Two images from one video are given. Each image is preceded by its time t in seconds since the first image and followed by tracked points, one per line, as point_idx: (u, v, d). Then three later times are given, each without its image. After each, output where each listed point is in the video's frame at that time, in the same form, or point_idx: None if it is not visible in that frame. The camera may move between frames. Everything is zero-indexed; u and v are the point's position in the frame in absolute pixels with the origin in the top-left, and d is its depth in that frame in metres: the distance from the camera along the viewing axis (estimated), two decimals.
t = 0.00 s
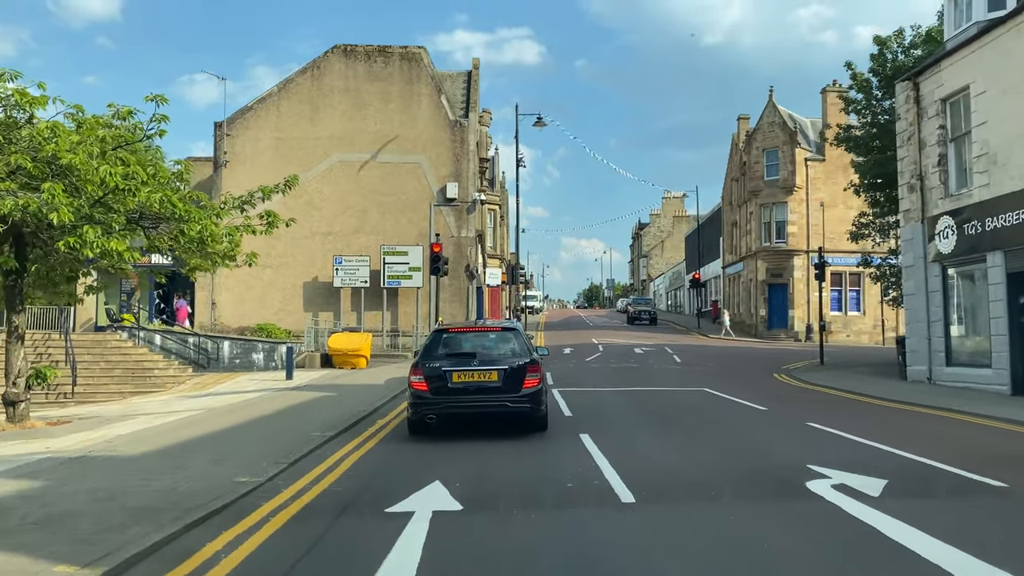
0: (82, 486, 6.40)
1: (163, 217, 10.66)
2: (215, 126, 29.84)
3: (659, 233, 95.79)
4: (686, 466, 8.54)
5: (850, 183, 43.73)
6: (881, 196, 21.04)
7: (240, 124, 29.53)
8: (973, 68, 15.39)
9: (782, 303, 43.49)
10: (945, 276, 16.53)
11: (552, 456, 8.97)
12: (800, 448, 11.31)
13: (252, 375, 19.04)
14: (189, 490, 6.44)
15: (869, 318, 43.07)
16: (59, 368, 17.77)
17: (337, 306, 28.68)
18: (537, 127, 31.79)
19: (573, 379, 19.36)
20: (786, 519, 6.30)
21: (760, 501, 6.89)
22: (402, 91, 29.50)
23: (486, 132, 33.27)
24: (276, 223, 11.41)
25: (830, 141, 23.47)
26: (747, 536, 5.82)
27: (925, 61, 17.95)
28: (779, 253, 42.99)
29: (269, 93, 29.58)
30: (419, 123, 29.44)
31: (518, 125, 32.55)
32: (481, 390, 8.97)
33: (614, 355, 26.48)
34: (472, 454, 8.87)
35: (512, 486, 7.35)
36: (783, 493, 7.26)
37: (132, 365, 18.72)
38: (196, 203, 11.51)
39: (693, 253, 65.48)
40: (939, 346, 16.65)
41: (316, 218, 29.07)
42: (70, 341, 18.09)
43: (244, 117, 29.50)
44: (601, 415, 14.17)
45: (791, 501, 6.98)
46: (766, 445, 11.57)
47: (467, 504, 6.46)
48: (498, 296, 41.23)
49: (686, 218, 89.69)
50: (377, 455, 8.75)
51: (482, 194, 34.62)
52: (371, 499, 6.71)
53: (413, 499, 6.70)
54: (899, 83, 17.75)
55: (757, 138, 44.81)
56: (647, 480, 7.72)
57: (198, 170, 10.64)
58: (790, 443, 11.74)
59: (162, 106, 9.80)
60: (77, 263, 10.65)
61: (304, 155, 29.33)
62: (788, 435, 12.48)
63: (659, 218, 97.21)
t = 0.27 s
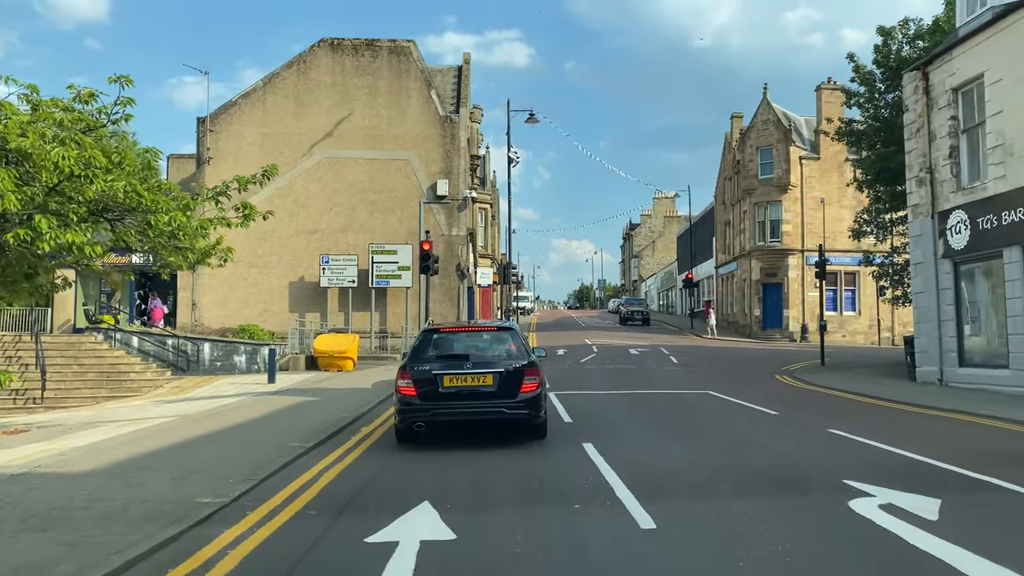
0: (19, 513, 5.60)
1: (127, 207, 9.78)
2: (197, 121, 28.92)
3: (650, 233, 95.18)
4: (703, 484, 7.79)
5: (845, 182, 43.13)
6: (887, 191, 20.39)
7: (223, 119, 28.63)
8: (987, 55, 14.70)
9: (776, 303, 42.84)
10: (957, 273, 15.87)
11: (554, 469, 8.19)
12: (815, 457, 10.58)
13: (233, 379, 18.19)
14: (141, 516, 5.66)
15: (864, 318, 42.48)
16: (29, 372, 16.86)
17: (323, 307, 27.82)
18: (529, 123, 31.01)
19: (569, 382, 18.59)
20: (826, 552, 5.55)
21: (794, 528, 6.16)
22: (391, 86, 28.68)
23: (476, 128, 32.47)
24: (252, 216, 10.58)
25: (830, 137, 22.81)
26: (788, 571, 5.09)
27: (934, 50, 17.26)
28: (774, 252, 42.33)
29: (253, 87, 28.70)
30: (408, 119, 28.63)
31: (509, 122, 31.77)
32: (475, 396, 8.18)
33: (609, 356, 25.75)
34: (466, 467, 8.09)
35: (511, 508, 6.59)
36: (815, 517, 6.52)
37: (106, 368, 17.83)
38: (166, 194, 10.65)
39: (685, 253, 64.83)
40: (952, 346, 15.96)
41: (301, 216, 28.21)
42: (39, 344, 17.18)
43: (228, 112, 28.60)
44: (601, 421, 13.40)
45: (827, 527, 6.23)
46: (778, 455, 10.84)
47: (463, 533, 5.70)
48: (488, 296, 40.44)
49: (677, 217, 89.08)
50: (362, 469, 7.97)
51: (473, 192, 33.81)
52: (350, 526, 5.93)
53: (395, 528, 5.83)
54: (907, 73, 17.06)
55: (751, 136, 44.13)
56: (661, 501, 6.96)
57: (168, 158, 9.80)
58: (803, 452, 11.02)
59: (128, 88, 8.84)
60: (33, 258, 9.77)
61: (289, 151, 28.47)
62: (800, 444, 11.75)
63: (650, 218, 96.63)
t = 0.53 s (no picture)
0: None
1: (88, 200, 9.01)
2: (178, 117, 28.05)
3: (641, 234, 94.66)
4: (720, 498, 7.05)
5: (839, 181, 42.57)
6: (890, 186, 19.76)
7: (205, 115, 27.78)
8: (1001, 42, 14.05)
9: (770, 304, 42.20)
10: (968, 271, 15.18)
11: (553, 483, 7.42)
12: (830, 465, 9.87)
13: (211, 383, 17.35)
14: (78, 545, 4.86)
15: (859, 318, 41.91)
16: None
17: (308, 309, 26.98)
18: (519, 120, 30.27)
19: (563, 385, 17.82)
20: None
21: (830, 550, 5.42)
22: (377, 80, 27.91)
23: (466, 125, 31.71)
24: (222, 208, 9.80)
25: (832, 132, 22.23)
26: None
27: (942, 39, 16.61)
28: (768, 252, 41.69)
29: (236, 82, 27.86)
30: (395, 114, 27.86)
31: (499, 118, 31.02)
32: (466, 404, 7.43)
33: (603, 358, 25.01)
34: (457, 481, 7.32)
35: (508, 530, 5.83)
36: (852, 537, 5.78)
37: (77, 373, 16.95)
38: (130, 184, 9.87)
39: (677, 254, 64.19)
40: (963, 347, 15.27)
41: (285, 214, 27.36)
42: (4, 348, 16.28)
43: (209, 107, 27.76)
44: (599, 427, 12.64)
45: (867, 548, 5.49)
46: (790, 463, 10.13)
47: (453, 562, 4.93)
48: (478, 298, 39.69)
49: (668, 218, 88.52)
50: (340, 485, 7.19)
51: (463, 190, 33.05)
52: (324, 553, 5.16)
53: (371, 559, 5.02)
54: (914, 63, 16.42)
55: (744, 135, 43.51)
56: (676, 518, 6.20)
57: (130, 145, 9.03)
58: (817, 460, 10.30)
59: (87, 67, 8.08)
60: None
61: (273, 148, 27.63)
62: (812, 450, 11.04)
63: (641, 219, 96.10)
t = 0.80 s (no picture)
0: None
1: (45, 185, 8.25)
2: (159, 112, 27.21)
3: (631, 235, 94.18)
4: (738, 518, 6.39)
5: (834, 180, 42.04)
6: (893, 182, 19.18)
7: (187, 110, 26.95)
8: (1015, 30, 13.44)
9: (764, 305, 41.62)
10: (979, 270, 14.56)
11: (551, 499, 6.70)
12: (844, 473, 9.21)
13: (188, 387, 16.58)
14: None
15: (854, 320, 41.36)
16: None
17: (293, 309, 26.21)
18: (510, 116, 29.58)
19: (557, 389, 17.13)
20: None
21: None
22: (365, 75, 27.18)
23: (455, 121, 30.99)
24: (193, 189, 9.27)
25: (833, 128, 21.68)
26: None
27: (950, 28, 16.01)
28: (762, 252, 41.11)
29: (218, 76, 27.05)
30: (383, 110, 27.14)
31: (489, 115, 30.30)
32: (457, 413, 6.71)
33: (596, 360, 24.33)
34: (445, 499, 6.60)
35: (501, 559, 5.12)
36: (893, 567, 5.14)
37: (47, 377, 16.12)
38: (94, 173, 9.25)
39: (668, 255, 63.60)
40: (973, 350, 14.65)
41: (269, 212, 26.58)
42: None
43: (191, 102, 26.92)
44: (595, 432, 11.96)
45: None
46: (801, 469, 9.47)
47: None
48: (468, 298, 38.96)
49: (659, 219, 87.99)
50: (315, 503, 6.47)
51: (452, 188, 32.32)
52: None
53: None
54: (922, 53, 15.82)
55: (738, 133, 42.95)
56: (694, 544, 5.54)
57: (91, 128, 8.38)
58: (829, 466, 9.64)
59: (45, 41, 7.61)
60: None
61: (257, 144, 26.85)
62: (822, 457, 10.40)
63: (631, 219, 95.56)
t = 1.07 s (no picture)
0: None
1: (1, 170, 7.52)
2: (140, 107, 26.42)
3: (622, 235, 93.65)
4: (759, 537, 5.78)
5: (828, 179, 41.58)
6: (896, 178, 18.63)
7: (168, 104, 26.16)
8: None
9: (758, 306, 41.10)
10: (990, 269, 14.00)
11: (551, 516, 6.06)
12: (860, 480, 8.59)
13: (166, 391, 15.85)
14: None
15: (848, 320, 40.88)
16: None
17: (279, 310, 25.48)
18: (501, 113, 28.92)
19: (551, 392, 16.49)
20: None
21: None
22: (352, 70, 26.50)
23: (445, 118, 30.31)
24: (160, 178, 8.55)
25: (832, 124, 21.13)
26: None
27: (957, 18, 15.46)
28: (756, 252, 40.59)
29: (201, 70, 26.30)
30: (371, 105, 26.47)
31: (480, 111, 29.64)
32: (446, 424, 6.07)
33: (590, 362, 23.70)
34: (433, 517, 5.95)
35: None
36: None
37: (17, 381, 15.26)
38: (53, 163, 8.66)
39: (660, 255, 63.05)
40: (984, 351, 14.09)
41: (253, 210, 25.85)
42: None
43: (172, 96, 26.13)
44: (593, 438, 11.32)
45: None
46: (814, 477, 8.86)
47: None
48: (458, 299, 38.29)
49: (649, 220, 87.49)
50: (291, 525, 5.81)
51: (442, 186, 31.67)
52: None
53: None
54: (929, 44, 15.27)
55: (731, 132, 42.44)
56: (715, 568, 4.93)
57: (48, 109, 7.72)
58: (844, 473, 9.04)
59: None
60: None
61: (241, 139, 26.11)
62: (834, 463, 9.79)
63: (622, 220, 95.09)
